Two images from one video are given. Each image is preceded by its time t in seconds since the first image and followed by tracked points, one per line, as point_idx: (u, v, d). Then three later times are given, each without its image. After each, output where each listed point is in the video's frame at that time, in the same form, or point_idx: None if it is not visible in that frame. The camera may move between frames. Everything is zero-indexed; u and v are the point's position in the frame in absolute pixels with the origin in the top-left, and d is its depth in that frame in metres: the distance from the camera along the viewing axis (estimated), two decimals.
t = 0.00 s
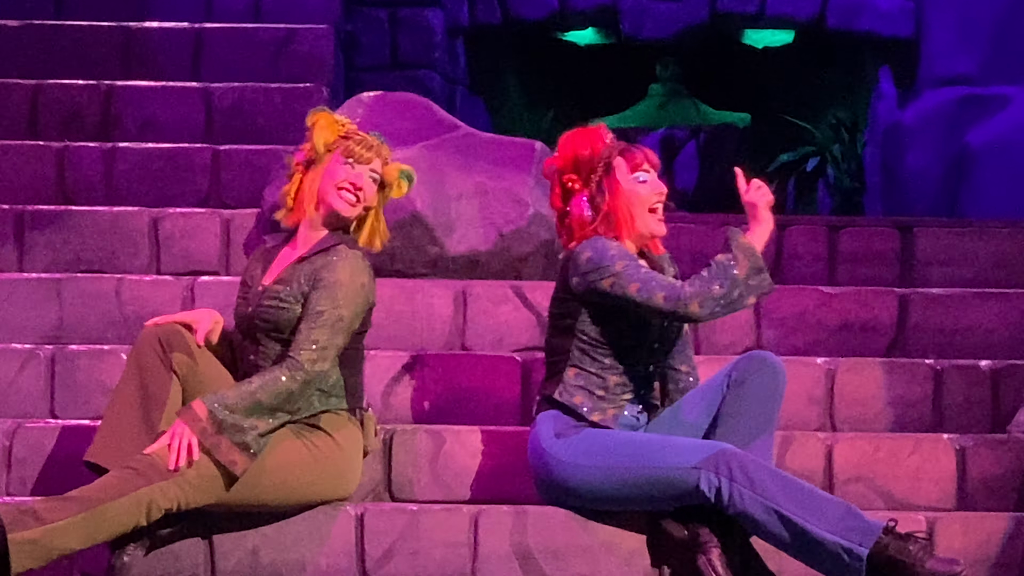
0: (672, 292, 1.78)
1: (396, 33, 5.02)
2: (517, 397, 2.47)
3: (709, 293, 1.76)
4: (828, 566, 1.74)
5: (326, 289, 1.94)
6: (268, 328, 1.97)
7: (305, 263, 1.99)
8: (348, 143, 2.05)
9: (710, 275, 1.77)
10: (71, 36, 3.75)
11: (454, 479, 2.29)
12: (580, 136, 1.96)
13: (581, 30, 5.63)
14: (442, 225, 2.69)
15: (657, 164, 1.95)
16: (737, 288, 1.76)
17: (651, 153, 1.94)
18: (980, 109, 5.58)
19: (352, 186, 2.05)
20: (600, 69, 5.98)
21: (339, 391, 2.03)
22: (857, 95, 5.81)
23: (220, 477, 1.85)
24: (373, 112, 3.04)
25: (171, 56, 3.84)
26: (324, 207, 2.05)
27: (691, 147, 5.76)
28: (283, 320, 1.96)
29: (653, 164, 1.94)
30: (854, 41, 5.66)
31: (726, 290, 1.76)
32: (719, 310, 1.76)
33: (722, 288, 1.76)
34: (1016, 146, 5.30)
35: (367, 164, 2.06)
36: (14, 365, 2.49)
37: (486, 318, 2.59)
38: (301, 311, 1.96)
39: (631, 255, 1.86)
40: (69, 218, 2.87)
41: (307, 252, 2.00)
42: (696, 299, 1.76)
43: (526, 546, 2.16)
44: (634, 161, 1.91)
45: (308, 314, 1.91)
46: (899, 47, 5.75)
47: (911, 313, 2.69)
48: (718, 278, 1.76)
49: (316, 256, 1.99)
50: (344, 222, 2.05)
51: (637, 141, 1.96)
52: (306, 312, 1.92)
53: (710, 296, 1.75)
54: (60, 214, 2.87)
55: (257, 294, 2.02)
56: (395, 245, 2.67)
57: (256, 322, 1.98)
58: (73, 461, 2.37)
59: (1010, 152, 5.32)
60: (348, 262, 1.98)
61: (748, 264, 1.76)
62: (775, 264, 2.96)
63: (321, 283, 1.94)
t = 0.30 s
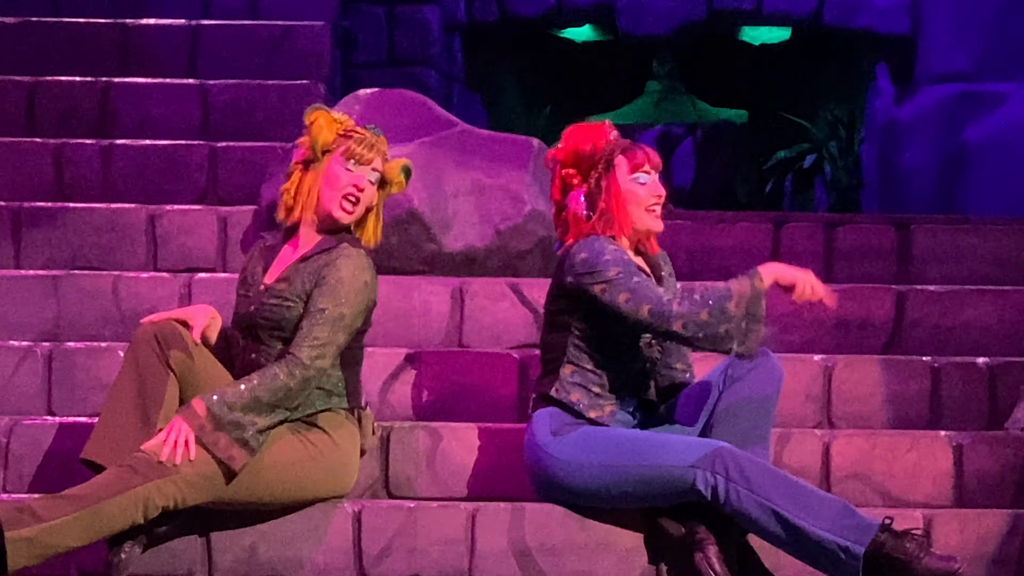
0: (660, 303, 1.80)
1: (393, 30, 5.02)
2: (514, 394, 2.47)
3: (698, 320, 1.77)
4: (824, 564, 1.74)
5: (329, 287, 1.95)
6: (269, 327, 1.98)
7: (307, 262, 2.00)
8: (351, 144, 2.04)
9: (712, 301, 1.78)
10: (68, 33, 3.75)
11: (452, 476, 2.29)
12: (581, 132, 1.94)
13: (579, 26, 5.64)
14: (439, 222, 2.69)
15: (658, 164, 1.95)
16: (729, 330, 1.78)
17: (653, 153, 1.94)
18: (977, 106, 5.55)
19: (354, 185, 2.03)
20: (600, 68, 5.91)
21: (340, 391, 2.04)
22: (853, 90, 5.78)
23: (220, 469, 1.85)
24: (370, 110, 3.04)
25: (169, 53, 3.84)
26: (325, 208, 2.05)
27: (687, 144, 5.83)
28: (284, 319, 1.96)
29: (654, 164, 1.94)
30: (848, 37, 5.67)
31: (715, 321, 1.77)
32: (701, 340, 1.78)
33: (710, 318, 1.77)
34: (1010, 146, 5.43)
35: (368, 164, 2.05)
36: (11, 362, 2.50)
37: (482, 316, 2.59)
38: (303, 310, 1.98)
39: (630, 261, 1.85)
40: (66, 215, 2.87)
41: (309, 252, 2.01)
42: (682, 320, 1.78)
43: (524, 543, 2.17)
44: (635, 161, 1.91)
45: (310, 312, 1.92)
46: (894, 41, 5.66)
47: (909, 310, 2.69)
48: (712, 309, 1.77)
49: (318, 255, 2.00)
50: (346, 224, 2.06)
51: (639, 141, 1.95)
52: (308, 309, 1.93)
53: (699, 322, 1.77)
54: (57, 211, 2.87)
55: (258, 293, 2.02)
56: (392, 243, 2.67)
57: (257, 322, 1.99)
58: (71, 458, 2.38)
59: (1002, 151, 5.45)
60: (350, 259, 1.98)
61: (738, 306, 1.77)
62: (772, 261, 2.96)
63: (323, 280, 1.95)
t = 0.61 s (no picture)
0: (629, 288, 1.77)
1: (389, 28, 5.02)
2: (510, 392, 2.46)
3: (660, 299, 1.71)
4: (820, 563, 1.74)
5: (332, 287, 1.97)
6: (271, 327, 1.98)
7: (309, 263, 2.02)
8: (347, 144, 2.05)
9: (674, 279, 1.71)
10: (64, 31, 3.75)
11: (448, 475, 2.29)
12: (563, 130, 1.97)
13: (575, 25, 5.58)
14: (436, 221, 2.69)
15: (644, 162, 1.95)
16: (694, 304, 1.69)
17: (638, 151, 1.94)
18: (976, 104, 5.40)
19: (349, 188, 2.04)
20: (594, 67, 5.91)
21: (342, 390, 2.05)
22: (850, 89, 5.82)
23: (218, 467, 1.85)
24: (366, 108, 3.04)
25: (165, 52, 3.83)
26: (327, 210, 2.06)
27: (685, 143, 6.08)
28: (285, 319, 1.97)
29: (638, 163, 1.93)
30: (844, 35, 5.62)
31: (677, 298, 1.70)
32: (668, 321, 1.72)
33: (671, 296, 1.70)
34: (1011, 142, 5.20)
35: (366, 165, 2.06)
36: (7, 360, 2.50)
37: (479, 315, 2.59)
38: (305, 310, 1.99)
39: (602, 253, 1.85)
40: (62, 214, 2.87)
41: (310, 254, 2.03)
42: (645, 301, 1.73)
43: (521, 542, 2.16)
44: (616, 160, 1.92)
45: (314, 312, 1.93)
46: (889, 40, 5.62)
47: (906, 309, 2.69)
48: (674, 286, 1.71)
49: (320, 256, 2.02)
50: (342, 225, 2.07)
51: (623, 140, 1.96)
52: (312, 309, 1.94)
53: (661, 301, 1.71)
54: (53, 210, 2.87)
55: (259, 294, 2.02)
56: (388, 242, 2.67)
57: (258, 322, 1.99)
58: (67, 457, 2.37)
59: (1004, 148, 5.22)
60: (355, 261, 2.01)
61: (699, 282, 1.70)
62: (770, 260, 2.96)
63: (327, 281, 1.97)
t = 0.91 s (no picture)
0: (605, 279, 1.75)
1: (386, 27, 5.02)
2: (507, 391, 2.46)
3: (631, 289, 1.67)
4: (817, 562, 1.75)
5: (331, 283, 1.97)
6: (270, 323, 1.99)
7: (308, 260, 2.02)
8: (343, 144, 2.05)
9: (644, 268, 1.66)
10: (62, 30, 3.75)
11: (446, 473, 2.29)
12: (547, 131, 1.97)
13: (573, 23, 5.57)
14: (433, 219, 2.69)
15: (631, 160, 1.94)
16: (664, 291, 1.63)
17: (623, 149, 1.93)
18: (972, 103, 5.31)
19: (344, 188, 2.04)
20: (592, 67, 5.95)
21: (338, 389, 2.05)
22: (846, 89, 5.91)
23: (215, 467, 1.85)
24: (363, 107, 3.05)
25: (163, 50, 3.83)
26: (325, 209, 2.07)
27: (681, 143, 6.23)
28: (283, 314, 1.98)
29: (623, 160, 1.93)
30: (841, 33, 5.64)
31: (646, 287, 1.65)
32: (642, 309, 1.66)
33: (641, 285, 1.65)
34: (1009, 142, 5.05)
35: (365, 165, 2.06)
36: (5, 358, 2.50)
37: (476, 313, 2.59)
38: (304, 305, 2.00)
39: (585, 251, 1.84)
40: (59, 212, 2.87)
41: (310, 251, 2.04)
42: (618, 291, 1.69)
43: (518, 540, 2.16)
44: (600, 157, 1.92)
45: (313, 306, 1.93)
46: (888, 40, 5.64)
47: (903, 308, 2.69)
48: (644, 275, 1.65)
49: (320, 253, 2.03)
50: (338, 224, 2.08)
51: (608, 137, 1.95)
52: (310, 303, 1.95)
53: (632, 290, 1.66)
54: (50, 208, 2.87)
55: (258, 290, 2.03)
56: (386, 240, 2.67)
57: (257, 318, 2.00)
58: (65, 455, 2.38)
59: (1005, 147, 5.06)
60: (354, 260, 2.01)
61: (669, 266, 1.64)
62: (767, 258, 2.97)
63: (326, 277, 1.97)
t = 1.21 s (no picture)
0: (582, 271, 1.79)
1: (384, 26, 5.02)
2: (504, 390, 2.46)
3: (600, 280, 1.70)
4: (814, 561, 1.75)
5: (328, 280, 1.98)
6: (269, 320, 1.99)
7: (306, 257, 2.02)
8: (340, 144, 2.05)
9: (608, 258, 1.69)
10: (59, 30, 3.75)
11: (442, 472, 2.29)
12: (528, 134, 2.06)
13: (569, 23, 5.58)
14: (430, 218, 2.69)
15: (611, 159, 1.98)
16: (626, 279, 1.66)
17: (601, 148, 1.98)
18: (968, 102, 5.35)
19: (341, 189, 2.05)
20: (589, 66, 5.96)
21: (334, 387, 2.04)
22: (844, 88, 5.81)
23: (213, 465, 1.85)
24: (359, 105, 3.05)
25: (160, 49, 3.83)
26: (321, 211, 2.07)
27: (678, 141, 5.94)
28: (280, 312, 1.98)
29: (602, 160, 1.97)
30: (839, 33, 5.63)
31: (613, 276, 1.68)
32: (613, 299, 1.70)
33: (607, 276, 1.69)
34: (1004, 141, 5.18)
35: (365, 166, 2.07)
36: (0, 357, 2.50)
37: (472, 312, 2.59)
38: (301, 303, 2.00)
39: (568, 249, 1.87)
40: (55, 211, 2.87)
41: (307, 249, 2.05)
42: (588, 283, 1.73)
43: (514, 539, 2.14)
44: (578, 158, 1.96)
45: (310, 303, 1.94)
46: (887, 39, 5.60)
47: (899, 306, 2.69)
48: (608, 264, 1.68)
49: (318, 251, 2.03)
50: (333, 224, 2.08)
51: (589, 137, 2.00)
52: (308, 300, 1.95)
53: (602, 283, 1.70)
54: (47, 207, 2.87)
55: (254, 287, 2.03)
56: (383, 239, 2.67)
57: (254, 315, 2.00)
58: (61, 454, 2.37)
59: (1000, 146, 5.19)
60: (352, 258, 2.02)
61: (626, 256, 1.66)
62: (763, 257, 2.96)
63: (324, 274, 1.98)
